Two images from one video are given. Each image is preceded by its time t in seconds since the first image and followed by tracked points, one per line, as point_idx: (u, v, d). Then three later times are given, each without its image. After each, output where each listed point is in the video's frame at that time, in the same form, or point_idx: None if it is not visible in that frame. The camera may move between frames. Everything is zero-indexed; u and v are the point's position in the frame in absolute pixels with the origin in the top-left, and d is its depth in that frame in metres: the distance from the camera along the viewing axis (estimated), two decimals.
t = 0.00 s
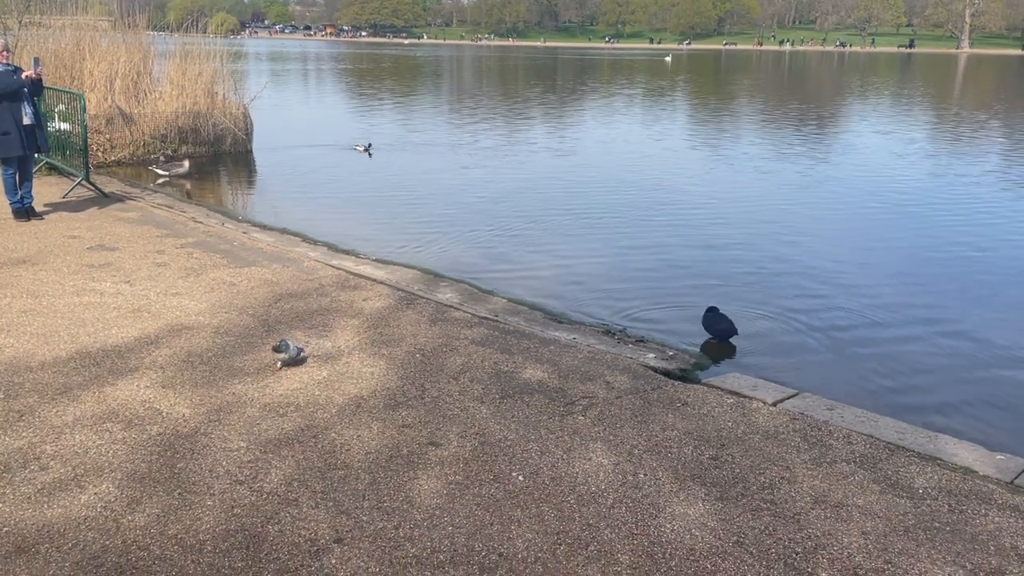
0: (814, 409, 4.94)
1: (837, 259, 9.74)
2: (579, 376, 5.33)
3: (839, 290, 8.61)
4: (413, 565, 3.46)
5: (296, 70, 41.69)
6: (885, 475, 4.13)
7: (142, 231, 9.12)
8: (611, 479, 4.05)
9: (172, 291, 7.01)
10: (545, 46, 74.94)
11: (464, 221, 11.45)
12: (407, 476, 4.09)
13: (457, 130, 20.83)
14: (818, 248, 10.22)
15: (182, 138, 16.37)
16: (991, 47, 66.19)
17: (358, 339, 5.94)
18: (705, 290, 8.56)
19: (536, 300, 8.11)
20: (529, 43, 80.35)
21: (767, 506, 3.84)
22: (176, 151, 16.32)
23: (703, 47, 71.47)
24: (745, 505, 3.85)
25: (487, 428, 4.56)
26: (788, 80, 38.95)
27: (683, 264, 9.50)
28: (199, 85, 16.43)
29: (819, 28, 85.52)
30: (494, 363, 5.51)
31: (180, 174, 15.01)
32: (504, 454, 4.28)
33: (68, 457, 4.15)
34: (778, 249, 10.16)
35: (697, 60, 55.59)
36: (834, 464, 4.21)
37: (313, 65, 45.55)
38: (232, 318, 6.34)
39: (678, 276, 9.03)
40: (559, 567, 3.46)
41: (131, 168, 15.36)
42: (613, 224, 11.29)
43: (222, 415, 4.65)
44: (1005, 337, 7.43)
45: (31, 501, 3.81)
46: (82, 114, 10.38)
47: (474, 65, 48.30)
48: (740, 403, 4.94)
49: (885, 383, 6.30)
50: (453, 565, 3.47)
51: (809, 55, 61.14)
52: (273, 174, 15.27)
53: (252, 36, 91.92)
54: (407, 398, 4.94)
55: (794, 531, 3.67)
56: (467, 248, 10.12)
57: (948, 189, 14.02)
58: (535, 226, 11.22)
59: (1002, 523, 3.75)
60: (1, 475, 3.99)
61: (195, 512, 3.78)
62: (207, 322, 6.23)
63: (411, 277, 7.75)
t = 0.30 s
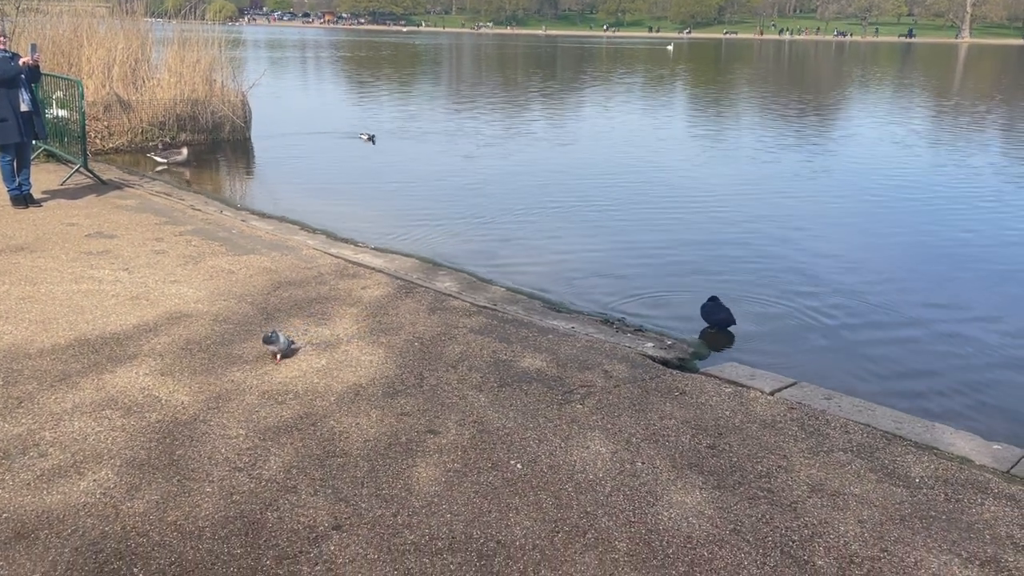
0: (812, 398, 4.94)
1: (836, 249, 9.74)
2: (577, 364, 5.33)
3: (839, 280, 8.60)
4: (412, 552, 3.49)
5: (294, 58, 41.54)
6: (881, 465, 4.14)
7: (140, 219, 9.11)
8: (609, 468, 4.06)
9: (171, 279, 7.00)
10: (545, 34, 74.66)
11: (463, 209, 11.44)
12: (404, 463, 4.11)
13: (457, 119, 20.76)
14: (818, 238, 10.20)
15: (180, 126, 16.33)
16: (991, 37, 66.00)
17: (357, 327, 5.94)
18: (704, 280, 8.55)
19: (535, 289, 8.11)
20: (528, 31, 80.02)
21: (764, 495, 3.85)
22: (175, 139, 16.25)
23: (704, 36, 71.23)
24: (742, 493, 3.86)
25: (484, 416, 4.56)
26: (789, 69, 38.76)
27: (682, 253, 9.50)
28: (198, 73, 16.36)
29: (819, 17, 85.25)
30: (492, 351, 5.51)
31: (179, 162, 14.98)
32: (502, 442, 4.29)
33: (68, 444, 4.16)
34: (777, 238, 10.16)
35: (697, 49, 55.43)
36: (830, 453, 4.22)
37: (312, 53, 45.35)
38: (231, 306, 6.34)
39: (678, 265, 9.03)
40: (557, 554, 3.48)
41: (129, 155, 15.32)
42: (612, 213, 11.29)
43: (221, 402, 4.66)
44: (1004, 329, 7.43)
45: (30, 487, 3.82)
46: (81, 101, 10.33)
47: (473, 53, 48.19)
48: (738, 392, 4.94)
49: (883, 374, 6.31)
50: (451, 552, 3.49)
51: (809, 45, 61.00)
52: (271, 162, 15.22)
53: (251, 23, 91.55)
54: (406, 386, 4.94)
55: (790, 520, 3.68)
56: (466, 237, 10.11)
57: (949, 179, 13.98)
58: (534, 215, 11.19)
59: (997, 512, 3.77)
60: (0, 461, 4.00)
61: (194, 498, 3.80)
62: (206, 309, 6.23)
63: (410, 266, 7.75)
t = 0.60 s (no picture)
0: (812, 384, 4.94)
1: (838, 236, 9.72)
2: (578, 350, 5.34)
3: (842, 268, 8.59)
4: (413, 535, 3.51)
5: (296, 43, 41.40)
6: (881, 451, 4.15)
7: (142, 203, 9.11)
8: (609, 453, 4.07)
9: (173, 263, 7.01)
10: (547, 19, 74.27)
11: (464, 195, 11.42)
12: (406, 447, 4.12)
13: (460, 104, 20.68)
14: (822, 226, 10.17)
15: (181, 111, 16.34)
16: (996, 24, 65.62)
17: (359, 312, 5.95)
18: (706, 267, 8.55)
19: (536, 275, 8.11)
20: (530, 16, 79.61)
21: (764, 480, 3.86)
22: (177, 124, 16.33)
23: (706, 22, 70.86)
24: (742, 479, 3.88)
25: (485, 401, 4.57)
26: (792, 56, 38.57)
27: (684, 240, 9.48)
28: (200, 58, 16.32)
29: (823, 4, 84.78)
30: (493, 337, 5.51)
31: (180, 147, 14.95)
32: (503, 427, 4.30)
33: (71, 427, 4.17)
34: (779, 225, 10.15)
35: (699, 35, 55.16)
36: (831, 440, 4.23)
37: (313, 38, 45.16)
38: (233, 291, 6.35)
39: (680, 252, 9.02)
40: (558, 538, 3.50)
41: (130, 140, 15.30)
42: (614, 200, 11.27)
43: (223, 386, 4.67)
44: (1007, 317, 7.41)
45: (34, 470, 3.84)
46: (84, 87, 10.31)
47: (475, 39, 48.01)
48: (739, 378, 4.95)
49: (886, 362, 6.31)
50: (452, 535, 3.51)
51: (813, 32, 60.64)
52: (273, 147, 15.19)
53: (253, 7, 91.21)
54: (407, 371, 4.95)
55: (790, 505, 3.69)
56: (467, 223, 10.11)
57: (953, 167, 13.93)
58: (536, 201, 11.16)
59: (996, 498, 3.78)
60: (3, 444, 4.01)
61: (196, 482, 3.82)
62: (208, 294, 6.24)
63: (411, 251, 7.75)
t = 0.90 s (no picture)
0: (816, 370, 4.94)
1: (844, 222, 9.68)
2: (582, 335, 5.33)
3: (849, 254, 8.54)
4: (417, 518, 3.53)
5: (300, 27, 41.24)
6: (885, 437, 4.15)
7: (145, 187, 9.12)
8: (612, 438, 4.07)
9: (177, 247, 7.01)
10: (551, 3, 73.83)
11: (469, 180, 11.39)
12: (409, 431, 4.14)
13: (465, 88, 20.56)
14: (829, 212, 10.12)
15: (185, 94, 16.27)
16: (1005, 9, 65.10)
17: (363, 297, 5.95)
18: (710, 253, 8.53)
19: (540, 260, 8.11)
20: None
21: (767, 466, 3.87)
22: (180, 107, 16.22)
23: (712, 6, 70.40)
24: (746, 464, 3.88)
25: (489, 386, 4.58)
26: (799, 41, 38.30)
27: (689, 226, 9.45)
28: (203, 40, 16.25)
29: None
30: (497, 322, 5.51)
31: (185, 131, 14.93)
32: (507, 412, 4.31)
33: (76, 410, 4.19)
34: (785, 211, 10.11)
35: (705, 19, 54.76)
36: (835, 425, 4.23)
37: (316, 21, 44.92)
38: (237, 275, 6.35)
39: (684, 238, 9.00)
40: (561, 523, 3.51)
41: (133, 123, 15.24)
42: (618, 185, 11.23)
43: (228, 370, 4.69)
44: (1012, 303, 7.39)
45: (40, 452, 3.86)
46: (86, 68, 10.26)
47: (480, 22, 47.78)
48: (743, 364, 4.95)
49: (892, 349, 6.28)
50: (456, 519, 3.53)
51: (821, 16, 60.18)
52: (277, 130, 15.15)
53: None
54: (411, 355, 4.96)
55: (793, 490, 3.70)
56: (471, 208, 10.08)
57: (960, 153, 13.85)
58: (541, 186, 11.13)
59: (999, 484, 3.78)
60: (9, 426, 4.03)
61: (201, 464, 3.84)
62: (212, 278, 6.24)
63: (415, 236, 7.74)
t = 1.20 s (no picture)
0: (832, 359, 4.79)
1: (856, 205, 9.50)
2: (590, 323, 5.19)
3: (860, 238, 8.38)
4: (419, 511, 3.41)
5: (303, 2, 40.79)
6: (903, 429, 4.02)
7: (136, 166, 8.96)
8: (621, 429, 3.95)
9: (170, 230, 6.87)
10: None
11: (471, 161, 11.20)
12: (411, 420, 4.02)
13: (468, 65, 20.26)
14: (839, 195, 9.93)
15: (179, 70, 16.07)
16: None
17: (364, 282, 5.81)
18: (719, 237, 8.37)
19: (544, 243, 7.95)
20: None
21: (781, 458, 3.75)
22: (174, 83, 15.99)
23: None
24: (758, 456, 3.76)
25: (493, 374, 4.46)
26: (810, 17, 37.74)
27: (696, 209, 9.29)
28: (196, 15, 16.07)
29: None
30: (502, 309, 5.38)
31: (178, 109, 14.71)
32: (511, 401, 4.18)
33: (68, 397, 4.07)
34: (795, 194, 9.93)
35: None
36: (851, 417, 4.10)
37: None
38: (232, 258, 6.21)
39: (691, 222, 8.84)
40: (568, 515, 3.40)
41: (125, 100, 14.92)
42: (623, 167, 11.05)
43: (224, 357, 4.56)
44: None
45: (30, 440, 3.74)
46: (75, 42, 10.04)
47: None
48: (757, 353, 4.80)
49: (905, 335, 6.14)
50: (459, 511, 3.42)
51: None
52: (277, 108, 14.94)
53: None
54: (413, 342, 4.84)
55: (808, 483, 3.59)
56: (473, 190, 9.92)
57: (974, 134, 13.60)
58: (545, 168, 10.96)
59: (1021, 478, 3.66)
60: None
61: (196, 454, 3.72)
62: (207, 262, 6.10)
63: (417, 219, 7.60)
